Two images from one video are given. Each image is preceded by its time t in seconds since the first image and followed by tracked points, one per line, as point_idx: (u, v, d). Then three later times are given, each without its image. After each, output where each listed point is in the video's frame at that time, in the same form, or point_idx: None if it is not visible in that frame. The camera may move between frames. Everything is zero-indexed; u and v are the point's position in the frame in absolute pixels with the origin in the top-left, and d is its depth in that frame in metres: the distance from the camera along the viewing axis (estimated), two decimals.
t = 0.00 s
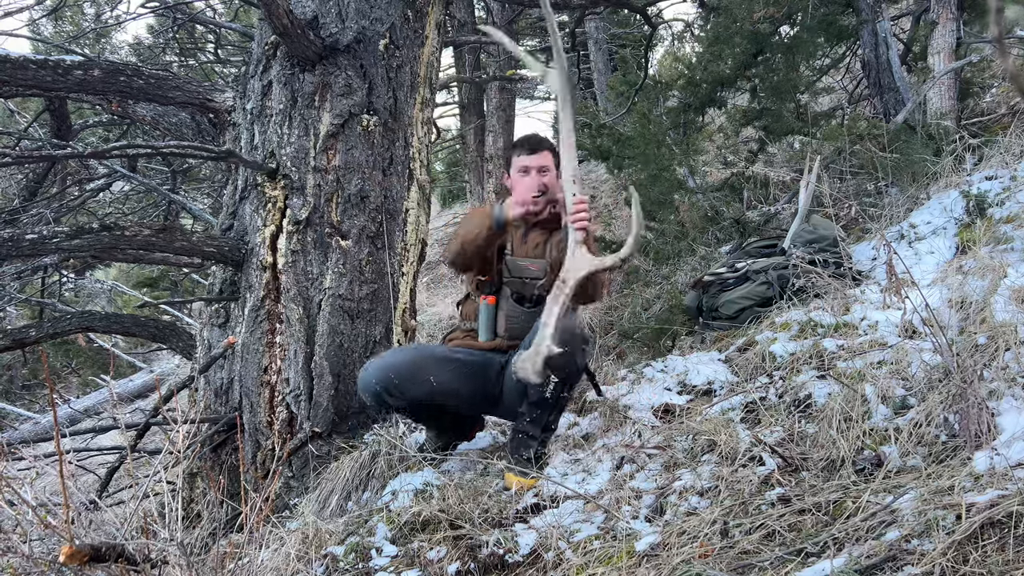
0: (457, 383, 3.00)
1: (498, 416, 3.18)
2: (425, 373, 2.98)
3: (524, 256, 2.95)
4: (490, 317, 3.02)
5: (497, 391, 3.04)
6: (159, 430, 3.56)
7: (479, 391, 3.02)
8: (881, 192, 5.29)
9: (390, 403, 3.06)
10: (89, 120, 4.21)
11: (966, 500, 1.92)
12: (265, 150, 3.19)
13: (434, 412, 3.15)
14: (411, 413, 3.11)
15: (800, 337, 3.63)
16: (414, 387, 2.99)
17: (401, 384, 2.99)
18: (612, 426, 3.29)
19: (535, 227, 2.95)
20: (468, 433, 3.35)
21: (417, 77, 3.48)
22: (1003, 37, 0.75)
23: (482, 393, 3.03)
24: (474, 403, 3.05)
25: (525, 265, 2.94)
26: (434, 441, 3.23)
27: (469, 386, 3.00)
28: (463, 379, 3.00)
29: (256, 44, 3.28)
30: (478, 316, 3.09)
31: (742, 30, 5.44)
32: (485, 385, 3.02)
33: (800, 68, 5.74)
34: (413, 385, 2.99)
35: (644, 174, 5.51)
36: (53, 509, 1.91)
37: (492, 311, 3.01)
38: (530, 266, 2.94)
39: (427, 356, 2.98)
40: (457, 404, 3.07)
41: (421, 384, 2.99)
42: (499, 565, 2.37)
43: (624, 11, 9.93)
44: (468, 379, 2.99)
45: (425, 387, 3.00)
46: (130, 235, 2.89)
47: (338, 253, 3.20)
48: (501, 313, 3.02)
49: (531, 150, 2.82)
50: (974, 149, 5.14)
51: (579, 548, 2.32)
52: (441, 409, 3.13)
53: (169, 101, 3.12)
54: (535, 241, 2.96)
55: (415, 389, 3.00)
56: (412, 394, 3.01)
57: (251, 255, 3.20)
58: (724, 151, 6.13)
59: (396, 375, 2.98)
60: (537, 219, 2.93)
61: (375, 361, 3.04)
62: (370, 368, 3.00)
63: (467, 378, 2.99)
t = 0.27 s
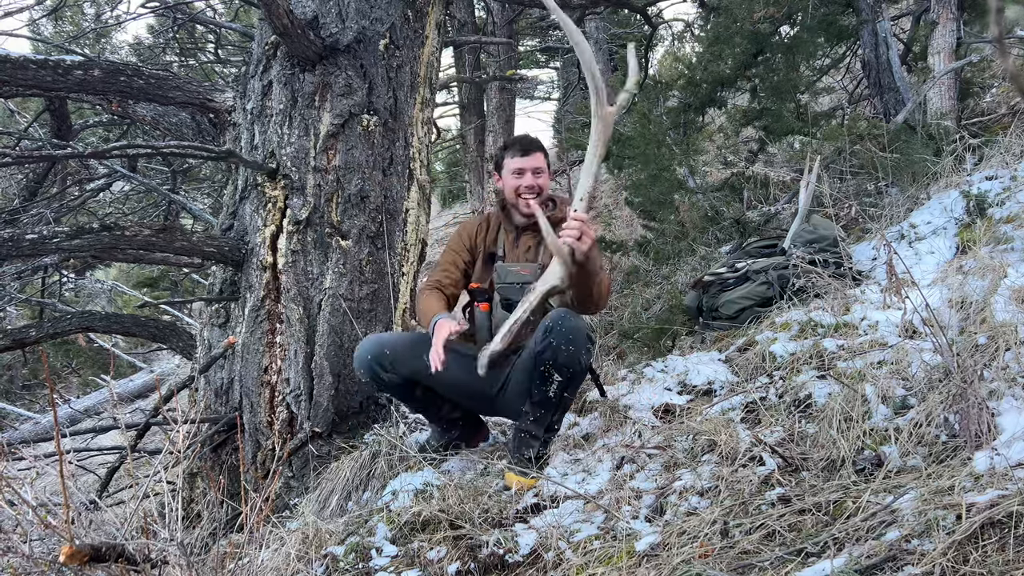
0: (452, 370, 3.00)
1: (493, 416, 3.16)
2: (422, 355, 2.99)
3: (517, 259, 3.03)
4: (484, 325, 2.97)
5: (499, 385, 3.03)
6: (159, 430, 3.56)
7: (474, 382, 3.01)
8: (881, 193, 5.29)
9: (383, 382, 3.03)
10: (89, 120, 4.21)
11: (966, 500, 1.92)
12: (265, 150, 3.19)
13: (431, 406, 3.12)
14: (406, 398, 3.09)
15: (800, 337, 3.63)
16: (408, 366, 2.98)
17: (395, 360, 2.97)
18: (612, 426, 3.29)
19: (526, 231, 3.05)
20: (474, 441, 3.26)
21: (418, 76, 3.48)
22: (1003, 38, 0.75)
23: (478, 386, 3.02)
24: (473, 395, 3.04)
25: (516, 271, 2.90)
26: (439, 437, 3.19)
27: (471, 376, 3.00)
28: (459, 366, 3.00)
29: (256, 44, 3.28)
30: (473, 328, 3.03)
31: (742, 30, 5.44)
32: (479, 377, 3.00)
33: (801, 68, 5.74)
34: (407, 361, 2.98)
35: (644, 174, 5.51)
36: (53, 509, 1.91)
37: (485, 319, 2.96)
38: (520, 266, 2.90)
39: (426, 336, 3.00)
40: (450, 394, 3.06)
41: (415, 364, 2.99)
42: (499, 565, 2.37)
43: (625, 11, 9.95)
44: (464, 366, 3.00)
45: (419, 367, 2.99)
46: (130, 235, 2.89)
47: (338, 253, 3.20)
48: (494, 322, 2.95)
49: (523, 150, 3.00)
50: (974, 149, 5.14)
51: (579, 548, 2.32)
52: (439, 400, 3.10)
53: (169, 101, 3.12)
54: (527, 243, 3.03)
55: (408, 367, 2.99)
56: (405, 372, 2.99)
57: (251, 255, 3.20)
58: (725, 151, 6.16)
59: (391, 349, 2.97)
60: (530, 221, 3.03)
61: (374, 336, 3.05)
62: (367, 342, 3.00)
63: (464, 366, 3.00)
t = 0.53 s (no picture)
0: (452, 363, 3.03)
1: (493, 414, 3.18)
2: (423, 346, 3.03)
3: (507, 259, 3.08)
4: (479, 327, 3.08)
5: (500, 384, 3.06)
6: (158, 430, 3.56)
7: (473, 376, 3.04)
8: (881, 193, 5.29)
9: (385, 373, 3.04)
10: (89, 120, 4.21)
11: (967, 500, 1.92)
12: (265, 150, 3.19)
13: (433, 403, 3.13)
14: (407, 390, 3.09)
15: (800, 337, 3.63)
16: (409, 355, 3.00)
17: (397, 349, 3.00)
18: (612, 426, 3.29)
19: (517, 231, 3.09)
20: (478, 443, 3.26)
21: (418, 76, 3.48)
22: (1003, 37, 0.76)
23: (477, 381, 3.05)
24: (475, 391, 3.08)
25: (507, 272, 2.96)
26: (441, 436, 3.21)
27: (475, 373, 3.04)
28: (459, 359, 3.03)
29: (256, 44, 3.28)
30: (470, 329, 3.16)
31: (742, 30, 5.45)
32: (479, 373, 3.03)
33: (801, 68, 5.74)
34: (409, 350, 3.00)
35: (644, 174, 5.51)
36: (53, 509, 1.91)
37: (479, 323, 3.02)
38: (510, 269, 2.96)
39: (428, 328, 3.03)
40: (450, 387, 3.09)
41: (417, 353, 3.01)
42: (499, 565, 2.37)
43: (625, 11, 9.96)
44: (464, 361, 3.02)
45: (420, 357, 3.02)
46: (130, 235, 2.89)
47: (338, 253, 3.20)
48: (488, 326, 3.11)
49: (517, 149, 3.01)
50: (974, 149, 5.14)
51: (579, 548, 2.32)
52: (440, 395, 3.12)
53: (169, 101, 3.12)
54: (517, 243, 3.08)
55: (409, 356, 3.01)
56: (406, 361, 3.01)
57: (251, 255, 3.20)
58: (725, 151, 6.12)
59: (393, 338, 3.00)
60: (521, 222, 3.08)
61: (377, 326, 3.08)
62: (370, 331, 3.04)
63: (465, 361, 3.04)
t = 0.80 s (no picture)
0: (449, 363, 3.07)
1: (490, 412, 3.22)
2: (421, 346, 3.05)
3: (499, 259, 3.08)
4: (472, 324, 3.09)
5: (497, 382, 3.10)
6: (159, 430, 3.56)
7: (469, 378, 3.09)
8: (881, 193, 5.29)
9: (383, 371, 3.04)
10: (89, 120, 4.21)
11: (967, 500, 1.92)
12: (265, 150, 3.19)
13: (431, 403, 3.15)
14: (406, 387, 3.11)
15: (800, 336, 3.63)
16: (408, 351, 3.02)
17: (396, 345, 3.01)
18: (612, 426, 3.29)
19: (510, 231, 3.11)
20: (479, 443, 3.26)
21: (418, 77, 3.48)
22: (1003, 37, 0.75)
23: (473, 381, 3.10)
24: (472, 389, 3.12)
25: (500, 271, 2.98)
26: (441, 436, 3.22)
27: (473, 373, 3.09)
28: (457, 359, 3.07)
29: (256, 44, 3.28)
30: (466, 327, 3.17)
31: (742, 30, 5.45)
32: (476, 373, 3.10)
33: (801, 68, 5.74)
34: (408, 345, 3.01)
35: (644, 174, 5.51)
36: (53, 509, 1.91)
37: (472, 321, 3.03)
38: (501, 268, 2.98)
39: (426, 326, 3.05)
40: (448, 386, 3.12)
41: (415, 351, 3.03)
42: (499, 565, 2.37)
43: (625, 12, 9.95)
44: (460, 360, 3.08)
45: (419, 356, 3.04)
46: (130, 235, 2.89)
47: (338, 253, 3.20)
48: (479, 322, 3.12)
49: (514, 151, 3.05)
50: (975, 149, 5.14)
51: (579, 548, 2.32)
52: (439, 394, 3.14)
53: (169, 101, 3.12)
54: (509, 243, 3.08)
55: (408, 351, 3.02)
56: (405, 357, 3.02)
57: (252, 255, 3.20)
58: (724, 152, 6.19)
59: (392, 335, 3.01)
60: (514, 221, 3.10)
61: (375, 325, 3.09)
62: (369, 329, 3.04)
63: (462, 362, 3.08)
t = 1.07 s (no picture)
0: (447, 360, 3.13)
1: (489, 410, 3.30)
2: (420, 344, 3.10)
3: (494, 259, 3.12)
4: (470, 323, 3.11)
5: (494, 380, 3.17)
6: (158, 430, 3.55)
7: (467, 375, 3.16)
8: (881, 193, 5.29)
9: (383, 368, 3.04)
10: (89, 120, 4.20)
11: (967, 500, 1.92)
12: (266, 150, 3.19)
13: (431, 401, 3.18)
14: (406, 385, 3.11)
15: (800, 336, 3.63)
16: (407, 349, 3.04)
17: (396, 343, 3.03)
18: (612, 426, 3.29)
19: (505, 231, 3.13)
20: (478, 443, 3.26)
21: (418, 77, 3.48)
22: (1004, 37, 0.75)
23: (471, 379, 3.17)
24: (470, 385, 3.18)
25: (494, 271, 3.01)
26: (442, 435, 3.22)
27: (471, 373, 3.17)
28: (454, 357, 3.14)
29: (257, 44, 3.28)
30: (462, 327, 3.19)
31: (742, 30, 5.46)
32: (473, 371, 3.17)
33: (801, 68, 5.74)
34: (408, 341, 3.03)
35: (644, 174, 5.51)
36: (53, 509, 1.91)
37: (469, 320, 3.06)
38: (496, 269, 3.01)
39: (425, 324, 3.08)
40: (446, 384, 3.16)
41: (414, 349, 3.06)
42: (499, 565, 2.37)
43: (625, 12, 9.95)
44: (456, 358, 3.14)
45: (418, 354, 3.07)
46: (130, 235, 2.89)
47: (338, 253, 3.20)
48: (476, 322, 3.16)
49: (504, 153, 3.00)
50: (975, 149, 5.14)
51: (579, 548, 2.32)
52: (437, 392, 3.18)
53: (169, 101, 3.12)
54: (504, 243, 3.11)
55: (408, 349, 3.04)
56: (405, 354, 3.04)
57: (252, 255, 3.20)
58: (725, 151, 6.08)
59: (392, 333, 3.04)
60: (508, 222, 3.11)
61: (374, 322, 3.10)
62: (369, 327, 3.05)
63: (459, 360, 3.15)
